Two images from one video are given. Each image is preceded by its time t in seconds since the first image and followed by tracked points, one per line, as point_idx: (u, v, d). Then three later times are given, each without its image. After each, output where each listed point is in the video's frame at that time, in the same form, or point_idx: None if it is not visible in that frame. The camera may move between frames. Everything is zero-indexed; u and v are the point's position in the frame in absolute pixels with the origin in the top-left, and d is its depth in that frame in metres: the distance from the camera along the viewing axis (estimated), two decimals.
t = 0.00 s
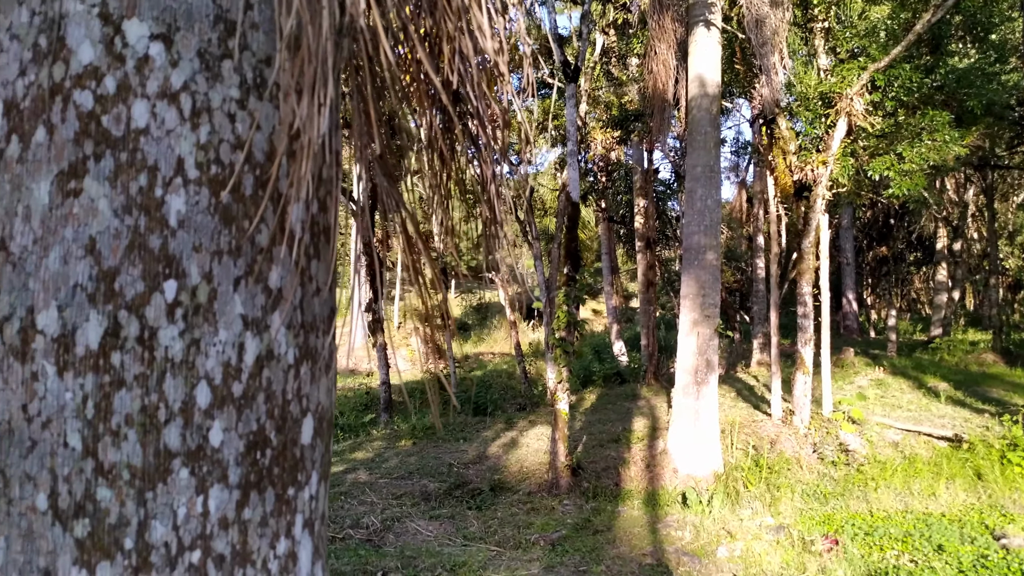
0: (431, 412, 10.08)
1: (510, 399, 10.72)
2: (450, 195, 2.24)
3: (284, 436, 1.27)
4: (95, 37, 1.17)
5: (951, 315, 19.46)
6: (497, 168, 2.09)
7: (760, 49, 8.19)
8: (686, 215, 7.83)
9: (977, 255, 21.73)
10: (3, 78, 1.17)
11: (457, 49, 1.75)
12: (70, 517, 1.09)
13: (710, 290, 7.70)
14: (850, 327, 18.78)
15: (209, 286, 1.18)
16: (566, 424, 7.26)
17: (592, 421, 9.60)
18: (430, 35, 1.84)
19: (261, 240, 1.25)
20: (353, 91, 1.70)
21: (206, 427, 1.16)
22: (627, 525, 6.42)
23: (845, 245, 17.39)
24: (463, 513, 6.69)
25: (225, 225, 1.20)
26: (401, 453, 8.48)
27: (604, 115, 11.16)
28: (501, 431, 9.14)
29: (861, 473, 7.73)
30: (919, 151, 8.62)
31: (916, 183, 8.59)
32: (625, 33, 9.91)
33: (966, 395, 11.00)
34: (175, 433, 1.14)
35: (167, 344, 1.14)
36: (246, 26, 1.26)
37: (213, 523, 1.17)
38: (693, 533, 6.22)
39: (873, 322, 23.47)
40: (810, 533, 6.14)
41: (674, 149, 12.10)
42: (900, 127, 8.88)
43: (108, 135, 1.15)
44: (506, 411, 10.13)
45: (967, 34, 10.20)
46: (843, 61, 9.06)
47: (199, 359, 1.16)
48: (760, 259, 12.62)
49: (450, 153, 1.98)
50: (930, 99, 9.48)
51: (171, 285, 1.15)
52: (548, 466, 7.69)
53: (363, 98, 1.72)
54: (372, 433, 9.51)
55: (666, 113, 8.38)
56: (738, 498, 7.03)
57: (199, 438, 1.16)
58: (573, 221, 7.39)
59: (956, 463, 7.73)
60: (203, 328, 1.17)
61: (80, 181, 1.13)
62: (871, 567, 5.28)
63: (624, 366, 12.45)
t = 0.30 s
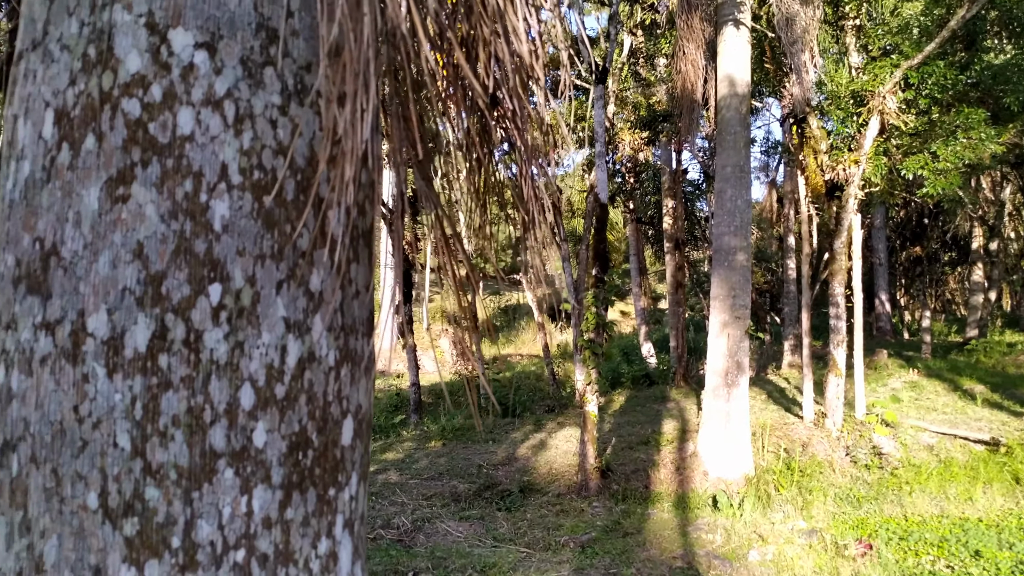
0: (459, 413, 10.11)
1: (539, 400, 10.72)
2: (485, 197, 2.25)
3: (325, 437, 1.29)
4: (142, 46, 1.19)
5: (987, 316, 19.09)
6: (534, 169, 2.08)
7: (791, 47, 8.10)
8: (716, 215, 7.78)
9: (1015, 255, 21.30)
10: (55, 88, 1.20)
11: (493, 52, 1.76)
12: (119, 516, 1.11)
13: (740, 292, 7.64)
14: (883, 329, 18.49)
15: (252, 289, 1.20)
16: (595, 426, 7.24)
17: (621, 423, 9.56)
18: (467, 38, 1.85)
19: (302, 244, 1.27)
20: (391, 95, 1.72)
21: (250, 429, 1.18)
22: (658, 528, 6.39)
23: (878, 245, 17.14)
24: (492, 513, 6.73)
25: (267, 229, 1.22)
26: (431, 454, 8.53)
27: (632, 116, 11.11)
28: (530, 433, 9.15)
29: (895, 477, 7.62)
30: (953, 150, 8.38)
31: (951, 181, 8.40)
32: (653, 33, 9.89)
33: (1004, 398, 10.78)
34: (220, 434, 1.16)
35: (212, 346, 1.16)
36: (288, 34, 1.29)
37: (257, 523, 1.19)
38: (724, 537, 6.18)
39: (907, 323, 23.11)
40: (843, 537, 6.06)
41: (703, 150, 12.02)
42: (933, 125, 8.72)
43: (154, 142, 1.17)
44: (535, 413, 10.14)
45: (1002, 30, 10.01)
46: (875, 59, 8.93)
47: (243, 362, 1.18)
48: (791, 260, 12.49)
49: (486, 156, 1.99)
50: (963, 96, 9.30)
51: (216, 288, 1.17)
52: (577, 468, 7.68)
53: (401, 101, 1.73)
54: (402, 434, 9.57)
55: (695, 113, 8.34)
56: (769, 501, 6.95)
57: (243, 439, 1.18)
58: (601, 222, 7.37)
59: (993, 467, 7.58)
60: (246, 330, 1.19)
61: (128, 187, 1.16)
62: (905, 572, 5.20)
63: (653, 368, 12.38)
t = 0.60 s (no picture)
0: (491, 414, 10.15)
1: (570, 402, 10.71)
2: (524, 198, 2.25)
3: (368, 438, 1.31)
4: (189, 55, 1.22)
5: None
6: (571, 170, 2.08)
7: (825, 45, 8.02)
8: (749, 215, 7.71)
9: None
10: (106, 97, 1.23)
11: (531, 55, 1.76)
12: (170, 515, 1.14)
13: (773, 292, 7.57)
14: (920, 331, 18.18)
15: (297, 292, 1.22)
16: (627, 428, 7.21)
17: (653, 425, 9.52)
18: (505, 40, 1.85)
19: (345, 247, 1.28)
20: (430, 98, 1.72)
21: (295, 429, 1.20)
22: (691, 530, 6.35)
23: (914, 245, 16.85)
24: (524, 515, 6.74)
25: (311, 233, 1.24)
26: (462, 455, 8.57)
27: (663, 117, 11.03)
28: (561, 434, 9.15)
29: (933, 481, 7.47)
30: (992, 148, 8.11)
31: (990, 179, 8.21)
32: (684, 33, 9.85)
33: None
34: (266, 434, 1.18)
35: (258, 349, 1.18)
36: (330, 40, 1.31)
37: (302, 522, 1.21)
38: (758, 540, 6.11)
39: (945, 325, 22.69)
40: (880, 542, 5.95)
41: (735, 150, 11.94)
42: (972, 122, 8.54)
43: (201, 148, 1.20)
44: (566, 415, 10.13)
45: None
46: (911, 56, 8.79)
47: (289, 363, 1.20)
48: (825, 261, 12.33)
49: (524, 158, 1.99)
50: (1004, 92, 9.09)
51: (262, 291, 1.19)
52: (608, 470, 7.67)
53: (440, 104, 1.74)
54: (433, 434, 9.63)
55: (727, 113, 8.28)
56: (804, 505, 6.86)
57: (289, 439, 1.20)
58: (632, 223, 7.36)
59: None
60: (292, 333, 1.21)
61: (177, 193, 1.18)
62: None
63: (684, 370, 12.30)
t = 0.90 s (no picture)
0: (522, 415, 10.16)
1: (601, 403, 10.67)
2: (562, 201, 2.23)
3: (413, 436, 1.32)
4: (239, 57, 1.23)
5: None
6: (612, 170, 2.06)
7: (860, 42, 7.90)
8: (783, 215, 7.62)
9: None
10: (158, 99, 1.25)
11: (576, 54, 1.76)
12: (221, 511, 1.15)
13: (808, 293, 7.47)
14: (959, 332, 17.81)
15: (344, 292, 1.23)
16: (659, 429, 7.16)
17: (685, 426, 9.46)
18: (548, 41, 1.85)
19: (391, 247, 1.30)
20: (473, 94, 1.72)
21: (342, 427, 1.22)
22: (725, 533, 6.30)
23: (952, 245, 16.54)
24: (556, 516, 6.73)
25: (358, 233, 1.26)
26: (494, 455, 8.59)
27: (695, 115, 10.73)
28: (593, 435, 9.12)
29: (973, 485, 7.27)
30: None
31: None
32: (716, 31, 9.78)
33: None
34: (315, 433, 1.19)
35: (307, 347, 1.20)
36: (375, 42, 1.32)
37: (349, 520, 1.22)
38: (794, 543, 6.03)
39: (985, 327, 22.22)
40: (920, 546, 5.83)
41: (768, 149, 11.82)
42: (1013, 119, 8.33)
43: (251, 150, 1.21)
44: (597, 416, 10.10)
45: None
46: (950, 51, 8.61)
47: (336, 362, 1.22)
48: (860, 261, 12.15)
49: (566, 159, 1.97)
50: None
51: (310, 291, 1.21)
52: (641, 472, 7.63)
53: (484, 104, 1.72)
54: (465, 434, 9.67)
55: (761, 111, 8.19)
56: (840, 508, 6.75)
57: (336, 437, 1.21)
58: (664, 224, 7.30)
59: None
60: (339, 332, 1.22)
61: (228, 194, 1.20)
62: None
63: (717, 371, 12.19)
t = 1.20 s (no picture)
0: (551, 415, 10.15)
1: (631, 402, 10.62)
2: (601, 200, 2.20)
3: (454, 435, 1.32)
4: (283, 59, 1.24)
5: None
6: (649, 167, 2.06)
7: (896, 36, 7.77)
8: (817, 213, 7.52)
9: None
10: (204, 101, 1.27)
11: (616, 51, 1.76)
12: (266, 508, 1.16)
13: (842, 292, 7.36)
14: (998, 333, 17.45)
15: (387, 291, 1.24)
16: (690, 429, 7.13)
17: (716, 427, 9.38)
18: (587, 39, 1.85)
19: (432, 247, 1.30)
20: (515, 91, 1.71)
21: (386, 426, 1.22)
22: (757, 535, 6.23)
23: (991, 243, 16.21)
24: (586, 515, 6.73)
25: (401, 233, 1.26)
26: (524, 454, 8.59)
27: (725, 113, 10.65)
28: (622, 435, 9.09)
29: (1013, 488, 6.99)
30: None
31: None
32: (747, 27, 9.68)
33: None
34: (358, 431, 1.20)
35: (351, 346, 1.20)
36: (417, 42, 1.32)
37: (392, 518, 1.22)
38: (828, 546, 5.95)
39: None
40: (958, 551, 5.71)
41: (800, 146, 11.68)
42: None
43: (296, 151, 1.22)
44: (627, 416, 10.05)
45: None
46: (988, 45, 8.44)
47: (380, 361, 1.22)
48: (895, 260, 11.95)
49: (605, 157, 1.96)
50: None
51: (354, 290, 1.21)
52: (671, 472, 7.60)
53: (525, 102, 1.72)
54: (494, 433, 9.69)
55: (793, 108, 8.11)
56: (875, 510, 6.64)
57: (380, 436, 1.22)
58: (695, 222, 7.25)
59: None
60: (383, 331, 1.23)
61: (273, 194, 1.21)
62: None
63: (748, 371, 12.07)
